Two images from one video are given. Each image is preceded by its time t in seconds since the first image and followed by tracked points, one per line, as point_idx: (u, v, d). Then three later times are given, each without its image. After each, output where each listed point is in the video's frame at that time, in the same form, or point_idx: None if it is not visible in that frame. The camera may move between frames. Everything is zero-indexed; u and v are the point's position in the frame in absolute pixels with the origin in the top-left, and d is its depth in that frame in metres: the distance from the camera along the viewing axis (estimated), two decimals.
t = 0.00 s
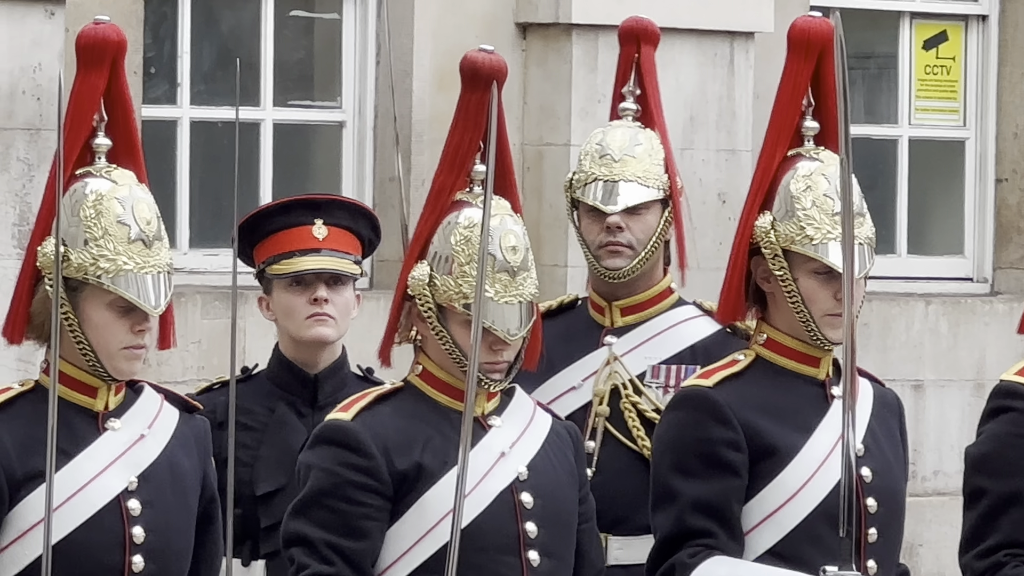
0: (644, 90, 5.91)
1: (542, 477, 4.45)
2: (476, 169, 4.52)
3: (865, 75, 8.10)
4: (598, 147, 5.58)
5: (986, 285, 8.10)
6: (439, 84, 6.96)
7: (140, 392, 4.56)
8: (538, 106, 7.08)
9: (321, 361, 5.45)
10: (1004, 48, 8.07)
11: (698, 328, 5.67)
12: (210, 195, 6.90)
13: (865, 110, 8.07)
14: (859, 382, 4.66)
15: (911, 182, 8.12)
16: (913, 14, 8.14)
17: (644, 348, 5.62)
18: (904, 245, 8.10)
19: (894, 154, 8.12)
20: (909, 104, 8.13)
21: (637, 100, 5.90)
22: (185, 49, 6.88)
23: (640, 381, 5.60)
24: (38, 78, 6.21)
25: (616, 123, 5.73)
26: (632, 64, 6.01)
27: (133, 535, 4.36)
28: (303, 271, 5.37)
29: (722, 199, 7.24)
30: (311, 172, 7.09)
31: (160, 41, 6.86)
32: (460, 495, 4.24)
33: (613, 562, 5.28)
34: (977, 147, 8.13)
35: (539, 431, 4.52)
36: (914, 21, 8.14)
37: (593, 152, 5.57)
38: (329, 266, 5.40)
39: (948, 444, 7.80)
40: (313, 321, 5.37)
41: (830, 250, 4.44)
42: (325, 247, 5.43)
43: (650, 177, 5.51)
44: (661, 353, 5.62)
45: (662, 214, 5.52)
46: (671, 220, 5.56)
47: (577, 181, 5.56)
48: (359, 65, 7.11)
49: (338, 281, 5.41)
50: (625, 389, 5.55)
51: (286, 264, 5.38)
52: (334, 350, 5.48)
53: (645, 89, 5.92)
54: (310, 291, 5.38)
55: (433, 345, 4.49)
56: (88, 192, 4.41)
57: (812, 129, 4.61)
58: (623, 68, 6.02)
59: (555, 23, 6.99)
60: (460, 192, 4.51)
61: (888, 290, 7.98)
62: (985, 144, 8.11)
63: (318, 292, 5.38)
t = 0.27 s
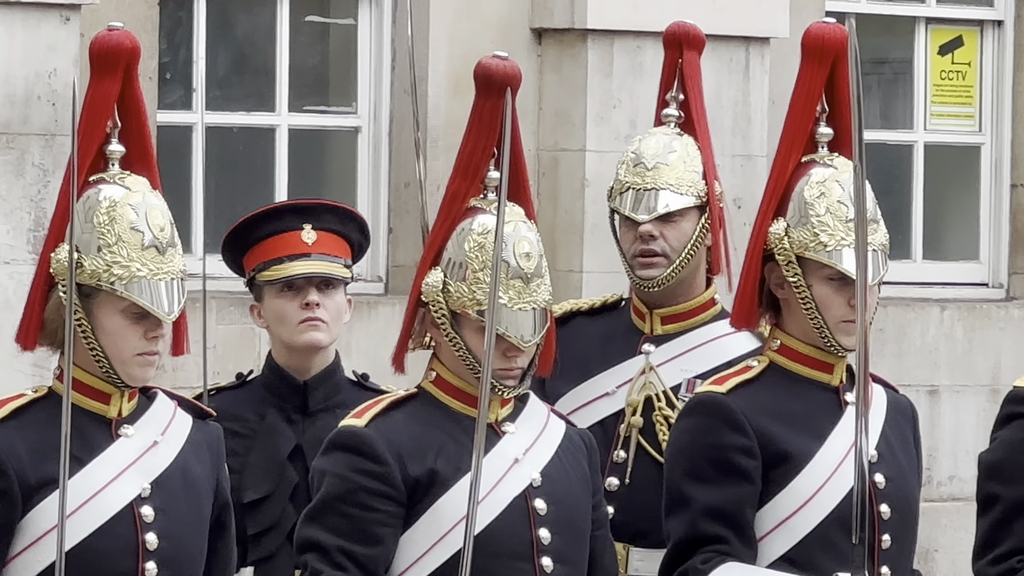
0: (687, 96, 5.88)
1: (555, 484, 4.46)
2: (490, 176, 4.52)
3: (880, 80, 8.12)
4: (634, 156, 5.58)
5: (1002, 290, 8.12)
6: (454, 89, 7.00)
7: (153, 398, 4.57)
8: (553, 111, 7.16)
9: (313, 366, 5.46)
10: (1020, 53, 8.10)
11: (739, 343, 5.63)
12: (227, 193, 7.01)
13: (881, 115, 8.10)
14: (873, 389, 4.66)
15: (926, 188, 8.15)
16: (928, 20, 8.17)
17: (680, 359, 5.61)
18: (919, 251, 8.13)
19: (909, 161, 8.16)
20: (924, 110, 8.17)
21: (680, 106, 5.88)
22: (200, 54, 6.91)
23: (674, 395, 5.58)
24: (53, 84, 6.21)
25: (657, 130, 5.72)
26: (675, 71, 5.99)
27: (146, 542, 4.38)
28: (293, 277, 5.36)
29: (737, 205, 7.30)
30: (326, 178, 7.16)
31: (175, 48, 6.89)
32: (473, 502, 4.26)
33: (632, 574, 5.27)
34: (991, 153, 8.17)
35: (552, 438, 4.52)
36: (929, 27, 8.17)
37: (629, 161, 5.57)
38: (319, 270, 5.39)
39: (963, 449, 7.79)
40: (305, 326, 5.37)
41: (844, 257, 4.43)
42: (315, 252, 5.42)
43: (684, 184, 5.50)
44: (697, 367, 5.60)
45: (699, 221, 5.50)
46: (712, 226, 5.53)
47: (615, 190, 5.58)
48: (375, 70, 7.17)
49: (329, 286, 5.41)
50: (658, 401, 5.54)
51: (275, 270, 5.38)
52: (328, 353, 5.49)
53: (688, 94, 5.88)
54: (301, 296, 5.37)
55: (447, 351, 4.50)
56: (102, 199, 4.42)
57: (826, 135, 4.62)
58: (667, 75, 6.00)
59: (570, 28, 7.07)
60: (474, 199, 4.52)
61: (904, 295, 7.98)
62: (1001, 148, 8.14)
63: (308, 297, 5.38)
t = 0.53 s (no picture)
0: (699, 100, 5.88)
1: (569, 488, 4.46)
2: (504, 180, 4.51)
3: (896, 85, 8.08)
4: (646, 165, 5.58)
5: (1017, 295, 8.11)
6: (468, 95, 6.93)
7: (167, 402, 4.57)
8: (569, 116, 7.07)
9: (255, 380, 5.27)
10: None
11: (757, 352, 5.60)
12: (242, 199, 6.94)
13: (897, 121, 8.06)
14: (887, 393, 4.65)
15: (941, 194, 8.11)
16: (943, 24, 8.13)
17: (695, 368, 5.59)
18: (934, 256, 8.10)
19: (924, 165, 8.12)
20: (939, 114, 8.13)
21: (693, 110, 5.87)
22: (215, 59, 6.89)
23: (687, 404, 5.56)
24: (67, 88, 6.14)
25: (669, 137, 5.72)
26: (686, 76, 5.99)
27: (159, 546, 4.36)
28: (244, 290, 5.22)
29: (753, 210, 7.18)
30: (340, 184, 7.10)
31: (189, 52, 6.86)
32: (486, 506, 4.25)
33: None
34: (1006, 158, 8.15)
35: (567, 441, 4.52)
36: (944, 31, 8.13)
37: (641, 170, 5.58)
38: (269, 285, 5.26)
39: (979, 454, 7.78)
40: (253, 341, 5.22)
41: (859, 261, 4.43)
42: (266, 266, 5.29)
43: (696, 193, 5.49)
44: (712, 376, 5.57)
45: (714, 229, 5.50)
46: (728, 233, 5.53)
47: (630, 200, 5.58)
48: (390, 74, 7.10)
49: (278, 301, 5.28)
50: (671, 408, 5.52)
51: (224, 282, 5.23)
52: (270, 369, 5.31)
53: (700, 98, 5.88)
54: (250, 310, 5.23)
55: (461, 355, 4.49)
56: (114, 203, 4.42)
57: (840, 139, 4.60)
58: (679, 82, 6.01)
59: (585, 33, 6.97)
60: (488, 202, 4.51)
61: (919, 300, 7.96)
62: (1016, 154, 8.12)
63: (258, 312, 5.23)
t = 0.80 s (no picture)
0: (678, 104, 5.72)
1: (592, 490, 4.45)
2: (527, 183, 4.52)
3: (915, 89, 8.08)
4: (623, 172, 5.43)
5: None
6: (490, 99, 6.89)
7: (189, 406, 4.57)
8: (590, 120, 7.01)
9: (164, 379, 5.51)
10: None
11: (737, 357, 5.45)
12: (262, 205, 6.88)
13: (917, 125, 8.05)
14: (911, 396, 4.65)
15: (962, 200, 8.09)
16: (964, 28, 8.11)
17: (675, 374, 5.42)
18: (956, 260, 8.08)
19: (945, 169, 8.10)
20: (960, 118, 8.11)
21: (672, 114, 5.71)
22: (237, 64, 6.83)
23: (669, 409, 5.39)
24: (89, 92, 6.17)
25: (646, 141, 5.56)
26: (666, 81, 5.83)
27: (182, 548, 4.35)
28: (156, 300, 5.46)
29: (774, 213, 7.18)
30: (361, 189, 7.02)
31: (211, 56, 6.80)
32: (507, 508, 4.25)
33: None
34: None
35: (589, 444, 4.52)
36: (965, 35, 8.12)
37: (619, 177, 5.42)
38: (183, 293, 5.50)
39: (999, 459, 7.76)
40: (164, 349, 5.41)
41: (882, 263, 4.43)
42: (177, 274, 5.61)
43: (675, 200, 5.35)
44: (692, 381, 5.42)
45: (693, 234, 5.37)
46: (707, 238, 5.39)
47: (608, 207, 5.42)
48: (410, 75, 7.02)
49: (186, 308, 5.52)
50: (653, 414, 5.35)
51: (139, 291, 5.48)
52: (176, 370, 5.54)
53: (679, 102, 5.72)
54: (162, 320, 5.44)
55: (484, 358, 4.49)
56: (136, 205, 4.42)
57: (863, 142, 4.62)
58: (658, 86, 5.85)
59: (606, 37, 6.94)
60: (510, 206, 4.51)
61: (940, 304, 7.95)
62: None
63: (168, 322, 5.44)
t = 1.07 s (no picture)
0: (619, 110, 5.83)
1: (625, 492, 4.44)
2: (560, 184, 4.51)
3: (947, 92, 8.44)
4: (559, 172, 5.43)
5: None
6: (520, 101, 7.30)
7: (222, 406, 4.57)
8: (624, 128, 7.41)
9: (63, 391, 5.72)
10: None
11: (663, 355, 5.34)
12: (295, 208, 7.42)
13: (949, 127, 8.41)
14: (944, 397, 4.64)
15: (994, 203, 8.45)
16: (994, 33, 8.47)
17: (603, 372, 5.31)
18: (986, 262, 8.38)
19: (975, 170, 8.45)
20: (990, 121, 8.47)
21: (612, 120, 5.80)
22: (267, 67, 7.38)
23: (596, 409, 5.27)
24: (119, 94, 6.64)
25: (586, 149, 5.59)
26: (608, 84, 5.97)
27: (215, 548, 4.34)
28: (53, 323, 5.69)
29: (804, 216, 7.57)
30: (391, 192, 7.52)
31: (242, 59, 7.35)
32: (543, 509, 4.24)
33: None
34: None
35: (623, 445, 4.50)
36: (995, 39, 8.48)
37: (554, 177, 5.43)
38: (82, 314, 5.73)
39: None
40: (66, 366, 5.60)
41: (915, 264, 4.41)
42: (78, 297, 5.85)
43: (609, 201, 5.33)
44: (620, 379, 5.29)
45: (627, 240, 5.32)
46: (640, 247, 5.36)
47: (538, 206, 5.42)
48: (441, 77, 7.53)
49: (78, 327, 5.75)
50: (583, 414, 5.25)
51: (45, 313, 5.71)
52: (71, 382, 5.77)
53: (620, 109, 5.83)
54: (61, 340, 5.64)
55: (517, 359, 4.48)
56: (170, 206, 4.39)
57: (895, 143, 4.61)
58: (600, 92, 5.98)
59: (637, 40, 7.36)
60: (543, 207, 4.51)
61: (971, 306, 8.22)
62: None
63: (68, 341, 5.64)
